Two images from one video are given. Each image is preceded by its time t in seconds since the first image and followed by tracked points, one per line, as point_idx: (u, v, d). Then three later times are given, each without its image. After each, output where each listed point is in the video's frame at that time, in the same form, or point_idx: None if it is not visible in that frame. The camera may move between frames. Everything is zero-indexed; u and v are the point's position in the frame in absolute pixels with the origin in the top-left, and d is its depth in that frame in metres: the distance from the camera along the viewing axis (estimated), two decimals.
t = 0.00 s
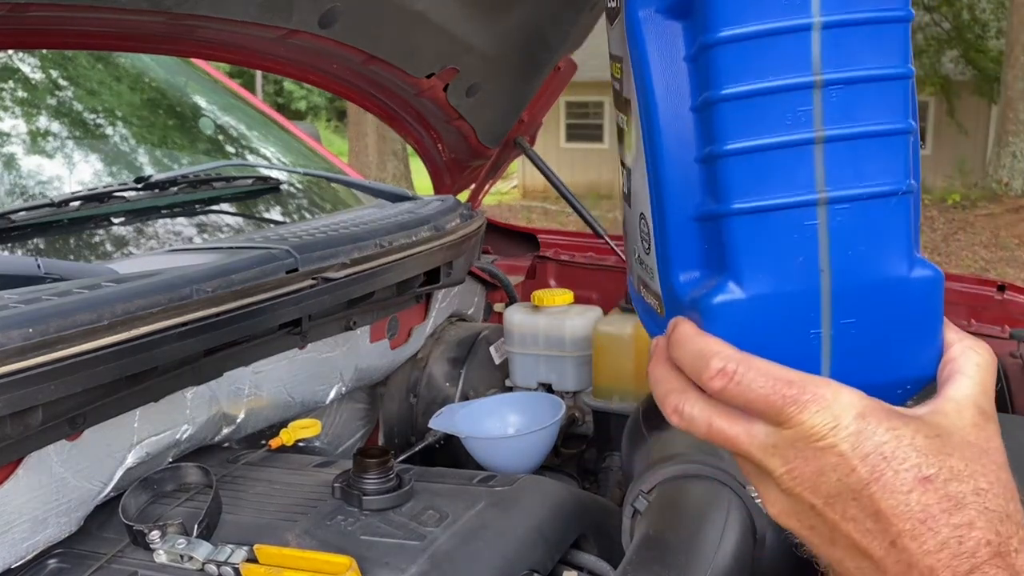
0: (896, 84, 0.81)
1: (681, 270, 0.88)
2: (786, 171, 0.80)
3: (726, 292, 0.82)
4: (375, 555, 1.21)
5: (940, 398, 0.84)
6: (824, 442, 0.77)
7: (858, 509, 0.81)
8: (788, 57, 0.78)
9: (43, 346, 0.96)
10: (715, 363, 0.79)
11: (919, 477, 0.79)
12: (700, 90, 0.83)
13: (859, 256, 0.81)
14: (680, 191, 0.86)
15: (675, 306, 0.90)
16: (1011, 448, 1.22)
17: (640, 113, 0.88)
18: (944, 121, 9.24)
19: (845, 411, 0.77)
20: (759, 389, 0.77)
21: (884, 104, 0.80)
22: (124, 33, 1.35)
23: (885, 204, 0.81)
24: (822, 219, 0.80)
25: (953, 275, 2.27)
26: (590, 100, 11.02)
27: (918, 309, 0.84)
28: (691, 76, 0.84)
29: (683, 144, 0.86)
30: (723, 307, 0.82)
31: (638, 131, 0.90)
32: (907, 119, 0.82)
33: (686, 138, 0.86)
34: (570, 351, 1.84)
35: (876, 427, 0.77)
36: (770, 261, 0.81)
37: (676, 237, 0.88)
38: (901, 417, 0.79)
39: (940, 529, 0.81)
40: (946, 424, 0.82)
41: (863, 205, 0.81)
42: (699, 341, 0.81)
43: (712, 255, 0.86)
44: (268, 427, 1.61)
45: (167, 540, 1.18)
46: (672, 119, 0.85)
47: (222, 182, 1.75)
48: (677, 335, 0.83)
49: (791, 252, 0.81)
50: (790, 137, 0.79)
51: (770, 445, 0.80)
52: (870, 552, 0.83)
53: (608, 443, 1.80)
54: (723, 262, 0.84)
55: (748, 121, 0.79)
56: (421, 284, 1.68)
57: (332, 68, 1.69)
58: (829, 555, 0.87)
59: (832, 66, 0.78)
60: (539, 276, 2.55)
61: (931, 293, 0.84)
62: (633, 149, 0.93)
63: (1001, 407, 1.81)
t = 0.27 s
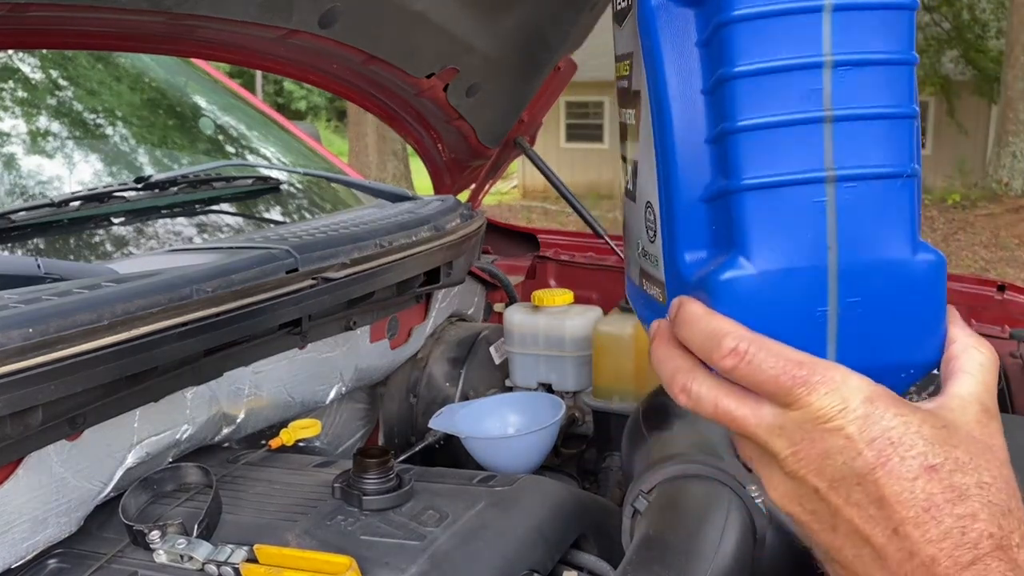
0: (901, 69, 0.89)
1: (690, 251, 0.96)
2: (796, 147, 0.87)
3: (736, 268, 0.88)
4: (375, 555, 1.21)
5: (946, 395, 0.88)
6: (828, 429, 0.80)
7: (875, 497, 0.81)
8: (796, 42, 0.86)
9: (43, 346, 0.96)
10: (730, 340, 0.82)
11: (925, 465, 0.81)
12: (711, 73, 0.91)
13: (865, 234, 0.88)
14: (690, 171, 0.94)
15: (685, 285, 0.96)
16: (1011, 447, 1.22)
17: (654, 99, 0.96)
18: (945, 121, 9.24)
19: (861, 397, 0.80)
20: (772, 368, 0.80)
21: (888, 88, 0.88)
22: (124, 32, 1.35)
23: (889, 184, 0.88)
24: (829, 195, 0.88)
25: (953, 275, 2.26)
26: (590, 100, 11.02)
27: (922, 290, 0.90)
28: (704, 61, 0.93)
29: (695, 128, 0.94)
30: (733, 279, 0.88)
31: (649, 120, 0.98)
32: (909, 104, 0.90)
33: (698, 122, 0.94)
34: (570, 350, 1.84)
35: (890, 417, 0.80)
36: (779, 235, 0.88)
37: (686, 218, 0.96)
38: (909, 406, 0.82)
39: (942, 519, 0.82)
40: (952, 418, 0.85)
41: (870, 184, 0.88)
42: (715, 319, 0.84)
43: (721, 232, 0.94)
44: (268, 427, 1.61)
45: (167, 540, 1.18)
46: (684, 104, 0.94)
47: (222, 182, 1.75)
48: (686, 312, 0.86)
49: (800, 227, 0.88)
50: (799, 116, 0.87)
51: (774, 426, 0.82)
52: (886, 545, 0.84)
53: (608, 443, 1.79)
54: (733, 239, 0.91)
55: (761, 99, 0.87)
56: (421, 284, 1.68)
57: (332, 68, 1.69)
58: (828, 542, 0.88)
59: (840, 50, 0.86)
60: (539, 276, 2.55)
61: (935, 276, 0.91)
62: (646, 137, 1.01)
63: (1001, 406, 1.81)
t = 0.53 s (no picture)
0: (920, 28, 0.98)
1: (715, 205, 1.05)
2: (820, 101, 0.96)
3: (761, 214, 0.96)
4: (375, 555, 1.21)
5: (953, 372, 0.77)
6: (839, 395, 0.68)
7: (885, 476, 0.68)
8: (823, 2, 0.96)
9: (43, 346, 0.96)
10: (779, 274, 0.68)
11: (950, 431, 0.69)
12: (736, 34, 1.01)
13: (886, 185, 0.97)
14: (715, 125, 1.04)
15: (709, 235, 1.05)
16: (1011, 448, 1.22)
17: (684, 59, 1.06)
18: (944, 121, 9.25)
19: (886, 371, 0.68)
20: (817, 304, 0.68)
21: (907, 47, 0.97)
22: (123, 32, 1.35)
23: (910, 139, 0.97)
24: (853, 146, 0.96)
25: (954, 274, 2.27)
26: (590, 100, 11.03)
27: (943, 245, 0.99)
28: (731, 21, 1.02)
29: (722, 86, 1.03)
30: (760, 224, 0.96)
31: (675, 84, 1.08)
32: (930, 64, 0.99)
33: (724, 82, 1.03)
34: (570, 350, 1.84)
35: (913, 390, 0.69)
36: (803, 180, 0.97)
37: (710, 173, 1.05)
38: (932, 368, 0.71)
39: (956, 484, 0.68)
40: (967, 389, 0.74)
41: (892, 138, 0.97)
42: (761, 249, 0.69)
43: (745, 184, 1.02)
44: (268, 427, 1.61)
45: (167, 540, 1.18)
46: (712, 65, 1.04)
47: (222, 183, 1.75)
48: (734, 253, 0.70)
49: (824, 175, 0.96)
50: (823, 72, 0.96)
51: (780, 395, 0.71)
52: (884, 533, 0.70)
53: (608, 443, 1.78)
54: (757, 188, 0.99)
55: (787, 52, 0.96)
56: (421, 284, 1.68)
57: (332, 68, 1.69)
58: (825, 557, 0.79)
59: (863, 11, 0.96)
60: (539, 276, 2.55)
61: (955, 231, 0.99)
62: (672, 99, 1.10)
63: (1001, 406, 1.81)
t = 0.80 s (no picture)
0: (920, 59, 0.89)
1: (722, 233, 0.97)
2: (820, 134, 0.88)
3: (761, 248, 0.90)
4: (375, 554, 1.21)
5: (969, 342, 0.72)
6: (896, 372, 0.67)
7: (892, 454, 0.68)
8: (822, 32, 0.87)
9: (43, 346, 0.96)
10: (891, 249, 0.70)
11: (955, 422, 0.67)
12: (740, 64, 0.92)
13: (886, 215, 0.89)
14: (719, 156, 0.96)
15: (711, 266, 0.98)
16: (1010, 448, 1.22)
17: (686, 88, 0.98)
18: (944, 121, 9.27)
19: (948, 372, 0.68)
20: (911, 289, 0.69)
21: (909, 75, 0.88)
22: (123, 33, 1.35)
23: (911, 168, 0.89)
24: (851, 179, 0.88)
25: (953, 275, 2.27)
26: (590, 100, 11.04)
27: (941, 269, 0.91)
28: (732, 52, 0.94)
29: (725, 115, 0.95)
30: (758, 261, 0.89)
31: (683, 109, 1.00)
32: (929, 92, 0.90)
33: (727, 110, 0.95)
34: (570, 351, 1.84)
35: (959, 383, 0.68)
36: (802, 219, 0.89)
37: (715, 202, 0.97)
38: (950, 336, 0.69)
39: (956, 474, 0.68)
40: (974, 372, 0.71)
41: (891, 169, 0.89)
42: (884, 219, 0.72)
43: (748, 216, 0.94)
44: (268, 427, 1.61)
45: (168, 540, 1.18)
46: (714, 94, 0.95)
47: (223, 182, 1.75)
48: (855, 212, 0.73)
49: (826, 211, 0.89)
50: (823, 104, 0.87)
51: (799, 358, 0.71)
52: (886, 519, 0.69)
53: (608, 442, 1.78)
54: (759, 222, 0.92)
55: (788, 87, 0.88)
56: (421, 284, 1.68)
57: (332, 68, 1.69)
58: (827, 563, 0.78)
59: (861, 42, 0.87)
60: (539, 276, 2.55)
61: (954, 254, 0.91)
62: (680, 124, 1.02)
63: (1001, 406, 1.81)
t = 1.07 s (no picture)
0: (901, 95, 0.90)
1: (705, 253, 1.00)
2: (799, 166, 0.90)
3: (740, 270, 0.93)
4: (375, 554, 1.21)
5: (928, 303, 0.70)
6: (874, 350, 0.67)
7: (850, 375, 0.68)
8: (803, 64, 0.88)
9: (44, 346, 0.96)
10: (853, 196, 0.69)
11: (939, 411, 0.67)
12: (727, 92, 0.95)
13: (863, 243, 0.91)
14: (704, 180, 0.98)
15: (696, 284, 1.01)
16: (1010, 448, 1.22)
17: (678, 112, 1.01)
18: (944, 121, 9.27)
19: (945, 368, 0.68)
20: (870, 237, 0.69)
21: (890, 108, 0.90)
22: (123, 33, 1.35)
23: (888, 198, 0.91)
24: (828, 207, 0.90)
25: (953, 275, 2.27)
26: (590, 100, 11.04)
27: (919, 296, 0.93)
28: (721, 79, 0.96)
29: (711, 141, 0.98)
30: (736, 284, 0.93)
31: (675, 132, 1.02)
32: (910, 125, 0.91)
33: (714, 135, 0.98)
34: (570, 350, 1.85)
35: (912, 319, 0.69)
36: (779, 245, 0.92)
37: (703, 223, 1.00)
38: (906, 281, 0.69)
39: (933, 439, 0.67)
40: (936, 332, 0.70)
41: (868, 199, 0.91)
42: (847, 165, 0.72)
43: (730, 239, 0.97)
44: (268, 427, 1.62)
45: (168, 540, 1.18)
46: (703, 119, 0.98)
47: (223, 182, 1.75)
48: (821, 156, 0.73)
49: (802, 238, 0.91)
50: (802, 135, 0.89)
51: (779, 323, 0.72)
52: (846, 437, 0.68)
53: (608, 442, 1.78)
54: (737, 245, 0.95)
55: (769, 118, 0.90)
56: (421, 284, 1.68)
57: (332, 69, 1.70)
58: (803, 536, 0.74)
59: (843, 77, 0.89)
60: (539, 277, 2.55)
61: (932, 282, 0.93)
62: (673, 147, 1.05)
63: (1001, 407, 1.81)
